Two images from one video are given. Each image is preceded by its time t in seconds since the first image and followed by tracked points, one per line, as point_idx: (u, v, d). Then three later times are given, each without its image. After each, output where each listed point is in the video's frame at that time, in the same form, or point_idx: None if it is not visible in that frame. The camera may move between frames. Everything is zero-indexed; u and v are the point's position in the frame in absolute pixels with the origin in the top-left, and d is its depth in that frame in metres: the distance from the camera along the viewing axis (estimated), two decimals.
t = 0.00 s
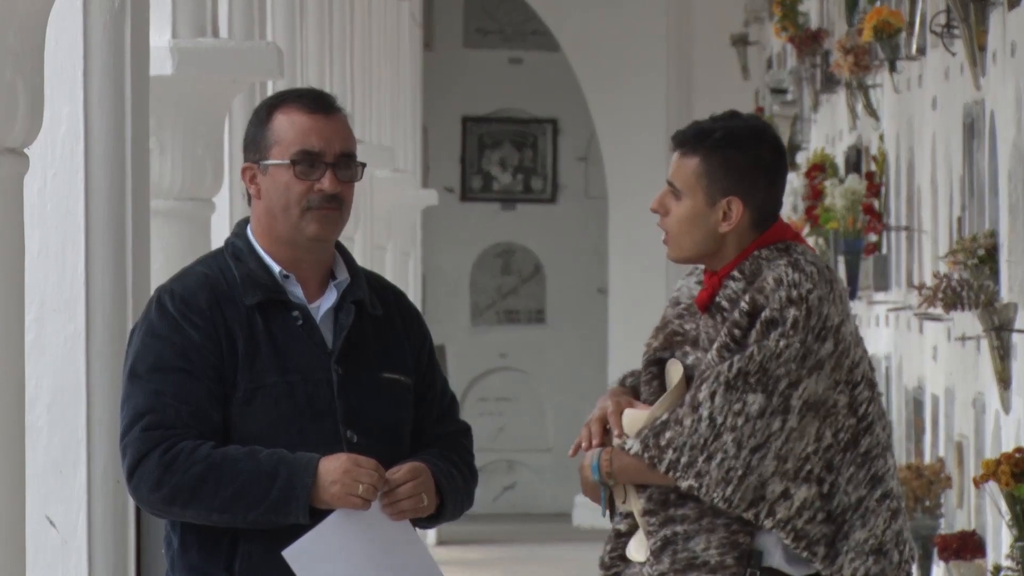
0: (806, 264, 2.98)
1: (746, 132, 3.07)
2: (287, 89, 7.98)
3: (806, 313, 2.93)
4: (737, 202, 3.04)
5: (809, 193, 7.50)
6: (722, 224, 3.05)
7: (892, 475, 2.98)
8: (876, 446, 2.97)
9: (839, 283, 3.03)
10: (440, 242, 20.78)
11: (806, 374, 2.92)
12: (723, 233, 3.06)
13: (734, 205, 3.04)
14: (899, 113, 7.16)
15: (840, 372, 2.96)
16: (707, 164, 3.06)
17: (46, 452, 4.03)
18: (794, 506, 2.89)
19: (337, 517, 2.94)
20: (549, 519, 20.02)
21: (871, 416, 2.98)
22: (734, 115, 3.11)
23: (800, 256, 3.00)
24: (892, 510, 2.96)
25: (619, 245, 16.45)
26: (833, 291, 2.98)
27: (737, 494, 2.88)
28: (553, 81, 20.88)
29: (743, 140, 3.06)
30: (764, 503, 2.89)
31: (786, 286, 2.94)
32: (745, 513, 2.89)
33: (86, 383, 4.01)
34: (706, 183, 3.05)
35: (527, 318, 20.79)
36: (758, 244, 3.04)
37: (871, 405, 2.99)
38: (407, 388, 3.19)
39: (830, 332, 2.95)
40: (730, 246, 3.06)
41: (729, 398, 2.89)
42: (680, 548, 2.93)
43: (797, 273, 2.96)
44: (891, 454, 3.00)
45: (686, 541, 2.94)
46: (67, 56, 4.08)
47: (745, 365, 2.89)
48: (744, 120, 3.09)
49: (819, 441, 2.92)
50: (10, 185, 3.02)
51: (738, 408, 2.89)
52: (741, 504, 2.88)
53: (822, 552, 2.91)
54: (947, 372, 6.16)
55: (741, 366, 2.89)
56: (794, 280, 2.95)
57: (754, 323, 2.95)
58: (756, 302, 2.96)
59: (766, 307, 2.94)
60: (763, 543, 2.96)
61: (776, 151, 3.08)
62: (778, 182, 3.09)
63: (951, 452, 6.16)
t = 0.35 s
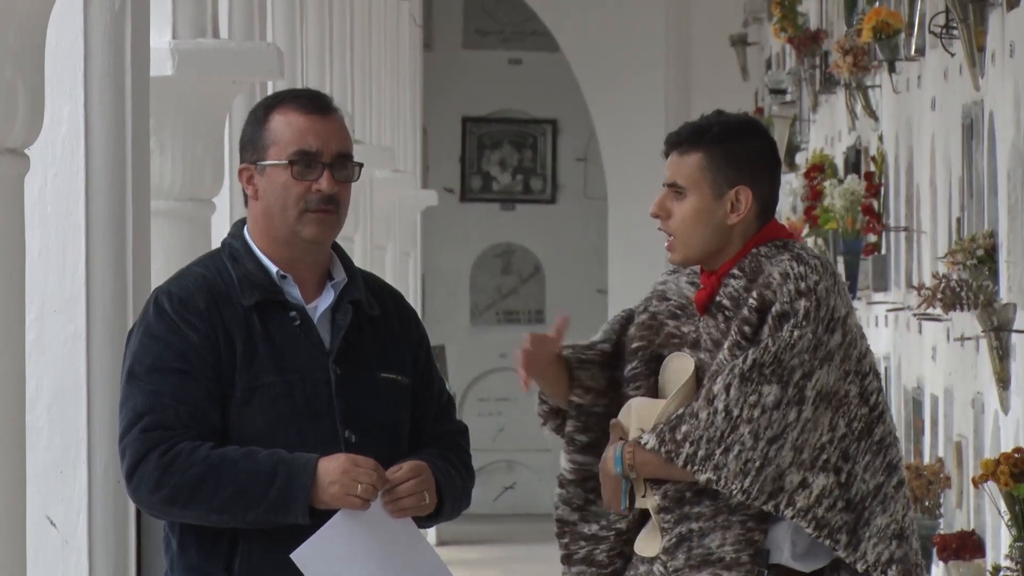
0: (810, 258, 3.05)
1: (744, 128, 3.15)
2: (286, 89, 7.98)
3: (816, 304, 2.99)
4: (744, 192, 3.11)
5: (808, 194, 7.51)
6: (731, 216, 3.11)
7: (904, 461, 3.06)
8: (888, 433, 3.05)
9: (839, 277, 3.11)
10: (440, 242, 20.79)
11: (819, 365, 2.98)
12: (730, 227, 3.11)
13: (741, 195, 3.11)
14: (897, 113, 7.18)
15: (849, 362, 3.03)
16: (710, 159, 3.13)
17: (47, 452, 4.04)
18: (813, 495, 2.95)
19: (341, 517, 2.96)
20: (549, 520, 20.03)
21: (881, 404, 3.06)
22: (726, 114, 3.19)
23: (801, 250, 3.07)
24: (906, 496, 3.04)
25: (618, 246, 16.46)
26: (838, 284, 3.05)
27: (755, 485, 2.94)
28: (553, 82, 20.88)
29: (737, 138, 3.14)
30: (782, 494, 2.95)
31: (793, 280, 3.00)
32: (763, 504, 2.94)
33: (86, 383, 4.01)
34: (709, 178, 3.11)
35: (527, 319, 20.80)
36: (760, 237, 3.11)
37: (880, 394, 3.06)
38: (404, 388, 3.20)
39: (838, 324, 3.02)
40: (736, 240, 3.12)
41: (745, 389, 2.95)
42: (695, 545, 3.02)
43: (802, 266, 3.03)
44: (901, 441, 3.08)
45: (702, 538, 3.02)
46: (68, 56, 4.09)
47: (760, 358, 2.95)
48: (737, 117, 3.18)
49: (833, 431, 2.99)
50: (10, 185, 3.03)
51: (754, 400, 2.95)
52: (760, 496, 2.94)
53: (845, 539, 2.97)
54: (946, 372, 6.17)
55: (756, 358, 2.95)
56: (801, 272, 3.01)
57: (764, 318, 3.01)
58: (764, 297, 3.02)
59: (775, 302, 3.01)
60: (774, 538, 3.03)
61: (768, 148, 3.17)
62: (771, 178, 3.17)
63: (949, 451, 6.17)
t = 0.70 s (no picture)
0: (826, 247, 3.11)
1: (732, 126, 3.18)
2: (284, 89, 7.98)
3: (844, 288, 3.04)
4: (737, 188, 3.14)
5: (805, 193, 7.51)
6: (726, 211, 3.13)
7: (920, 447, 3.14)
8: (906, 421, 3.12)
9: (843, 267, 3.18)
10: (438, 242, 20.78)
11: (850, 350, 3.03)
12: (725, 221, 3.14)
13: (735, 191, 3.13)
14: (895, 113, 7.19)
15: (869, 350, 3.09)
16: (704, 154, 3.14)
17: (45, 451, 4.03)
18: (854, 477, 2.99)
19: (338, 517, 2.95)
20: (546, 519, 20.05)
21: (897, 392, 3.13)
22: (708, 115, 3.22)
23: (810, 242, 3.12)
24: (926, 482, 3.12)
25: (616, 245, 16.47)
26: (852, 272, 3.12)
27: (803, 466, 2.95)
28: (550, 81, 20.87)
29: (725, 137, 3.16)
30: (826, 476, 2.97)
31: (822, 267, 3.03)
32: (807, 486, 2.96)
33: (85, 382, 4.00)
34: (703, 174, 3.12)
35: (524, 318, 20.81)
36: (756, 236, 3.16)
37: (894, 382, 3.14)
38: (399, 387, 3.20)
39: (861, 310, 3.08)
40: (731, 235, 3.15)
41: (789, 370, 2.95)
42: (730, 527, 2.97)
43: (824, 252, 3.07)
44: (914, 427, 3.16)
45: (735, 521, 2.98)
46: (66, 55, 4.08)
47: (804, 338, 2.95)
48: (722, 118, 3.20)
49: (862, 416, 3.05)
50: (8, 185, 3.03)
51: (797, 380, 2.96)
52: (806, 478, 2.95)
53: (883, 522, 3.02)
54: (944, 372, 6.18)
55: (799, 339, 2.95)
56: (826, 260, 3.05)
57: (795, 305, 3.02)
58: (793, 283, 3.03)
59: (805, 288, 3.02)
60: (799, 520, 3.05)
61: (757, 142, 3.20)
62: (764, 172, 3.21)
63: (947, 451, 6.18)
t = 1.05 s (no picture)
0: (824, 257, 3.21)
1: (733, 123, 3.24)
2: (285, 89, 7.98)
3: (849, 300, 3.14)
4: (735, 186, 3.19)
5: (806, 194, 7.50)
6: (721, 208, 3.17)
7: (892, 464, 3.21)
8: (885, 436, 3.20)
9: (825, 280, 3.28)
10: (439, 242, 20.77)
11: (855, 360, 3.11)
12: (718, 218, 3.18)
13: (733, 189, 3.18)
14: (896, 113, 7.19)
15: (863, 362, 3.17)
16: (707, 148, 3.19)
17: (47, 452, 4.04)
18: (859, 485, 3.05)
19: (332, 517, 2.95)
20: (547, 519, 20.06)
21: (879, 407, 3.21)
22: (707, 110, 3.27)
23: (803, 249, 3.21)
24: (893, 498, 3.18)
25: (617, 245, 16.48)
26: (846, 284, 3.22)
27: (825, 470, 3.00)
28: (552, 81, 20.86)
29: (728, 134, 3.22)
30: (838, 483, 3.01)
31: (829, 273, 3.14)
32: (823, 491, 3.00)
33: (87, 384, 4.01)
34: (704, 166, 3.17)
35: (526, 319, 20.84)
36: (748, 238, 3.21)
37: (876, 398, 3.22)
38: (397, 387, 3.21)
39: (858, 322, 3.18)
40: (719, 237, 3.20)
41: (813, 375, 3.01)
42: (755, 528, 3.01)
43: (827, 263, 3.18)
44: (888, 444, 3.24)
45: (759, 522, 3.01)
46: (69, 57, 4.09)
47: (827, 345, 3.03)
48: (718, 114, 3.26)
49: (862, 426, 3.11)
50: (9, 185, 3.04)
51: (820, 386, 3.02)
52: (824, 482, 3.00)
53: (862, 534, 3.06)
54: (944, 372, 6.19)
55: (823, 346, 3.02)
56: (832, 268, 3.16)
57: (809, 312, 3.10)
58: (805, 289, 3.11)
59: (817, 295, 3.11)
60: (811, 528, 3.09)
61: (754, 147, 3.26)
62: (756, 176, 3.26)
63: (947, 452, 6.19)
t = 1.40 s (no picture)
0: (803, 250, 3.10)
1: (711, 129, 3.14)
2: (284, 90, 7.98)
3: (823, 293, 3.04)
4: (711, 196, 3.10)
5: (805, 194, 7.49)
6: (696, 219, 3.09)
7: (881, 458, 3.09)
8: (868, 429, 3.08)
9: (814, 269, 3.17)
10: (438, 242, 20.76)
11: (827, 354, 3.01)
12: (694, 229, 3.10)
13: (708, 199, 3.09)
14: (895, 113, 7.19)
15: (842, 354, 3.06)
16: (680, 160, 3.11)
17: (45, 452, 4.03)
18: (828, 481, 2.96)
19: (326, 517, 2.93)
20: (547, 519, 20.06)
21: (863, 399, 3.09)
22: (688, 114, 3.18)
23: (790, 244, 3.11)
24: (882, 493, 3.06)
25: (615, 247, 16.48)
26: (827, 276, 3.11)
27: (784, 467, 2.93)
28: (550, 82, 20.85)
29: (704, 141, 3.12)
30: (803, 479, 2.94)
31: (800, 268, 3.03)
32: (787, 487, 2.93)
33: (85, 384, 4.00)
34: (679, 178, 3.10)
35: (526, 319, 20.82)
36: (732, 240, 3.13)
37: (862, 390, 3.10)
38: (394, 387, 3.20)
39: (835, 314, 3.07)
40: (702, 244, 3.13)
41: (770, 372, 2.95)
42: (715, 532, 2.97)
43: (803, 256, 3.07)
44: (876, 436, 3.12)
45: (720, 525, 2.97)
46: (68, 57, 4.09)
47: (785, 341, 2.96)
48: (698, 118, 3.17)
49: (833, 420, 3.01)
50: (8, 185, 3.03)
51: (779, 382, 2.95)
52: (785, 479, 2.93)
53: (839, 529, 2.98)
54: (943, 373, 6.19)
55: (780, 342, 2.96)
56: (805, 262, 3.04)
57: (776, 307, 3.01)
58: (772, 286, 3.02)
59: (784, 290, 3.01)
60: (782, 531, 3.02)
61: (730, 155, 3.15)
62: (737, 180, 3.16)
63: (946, 452, 6.18)
